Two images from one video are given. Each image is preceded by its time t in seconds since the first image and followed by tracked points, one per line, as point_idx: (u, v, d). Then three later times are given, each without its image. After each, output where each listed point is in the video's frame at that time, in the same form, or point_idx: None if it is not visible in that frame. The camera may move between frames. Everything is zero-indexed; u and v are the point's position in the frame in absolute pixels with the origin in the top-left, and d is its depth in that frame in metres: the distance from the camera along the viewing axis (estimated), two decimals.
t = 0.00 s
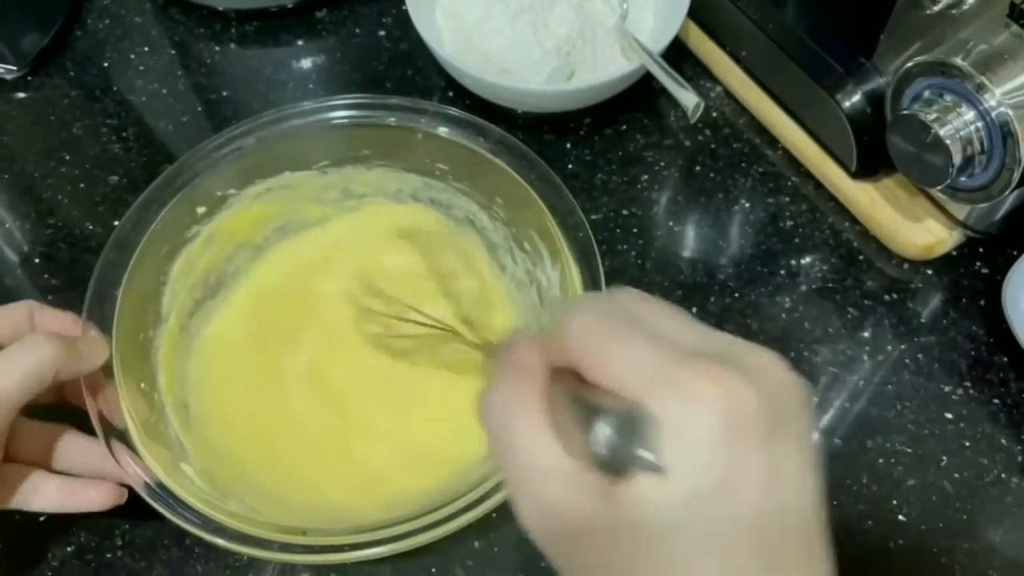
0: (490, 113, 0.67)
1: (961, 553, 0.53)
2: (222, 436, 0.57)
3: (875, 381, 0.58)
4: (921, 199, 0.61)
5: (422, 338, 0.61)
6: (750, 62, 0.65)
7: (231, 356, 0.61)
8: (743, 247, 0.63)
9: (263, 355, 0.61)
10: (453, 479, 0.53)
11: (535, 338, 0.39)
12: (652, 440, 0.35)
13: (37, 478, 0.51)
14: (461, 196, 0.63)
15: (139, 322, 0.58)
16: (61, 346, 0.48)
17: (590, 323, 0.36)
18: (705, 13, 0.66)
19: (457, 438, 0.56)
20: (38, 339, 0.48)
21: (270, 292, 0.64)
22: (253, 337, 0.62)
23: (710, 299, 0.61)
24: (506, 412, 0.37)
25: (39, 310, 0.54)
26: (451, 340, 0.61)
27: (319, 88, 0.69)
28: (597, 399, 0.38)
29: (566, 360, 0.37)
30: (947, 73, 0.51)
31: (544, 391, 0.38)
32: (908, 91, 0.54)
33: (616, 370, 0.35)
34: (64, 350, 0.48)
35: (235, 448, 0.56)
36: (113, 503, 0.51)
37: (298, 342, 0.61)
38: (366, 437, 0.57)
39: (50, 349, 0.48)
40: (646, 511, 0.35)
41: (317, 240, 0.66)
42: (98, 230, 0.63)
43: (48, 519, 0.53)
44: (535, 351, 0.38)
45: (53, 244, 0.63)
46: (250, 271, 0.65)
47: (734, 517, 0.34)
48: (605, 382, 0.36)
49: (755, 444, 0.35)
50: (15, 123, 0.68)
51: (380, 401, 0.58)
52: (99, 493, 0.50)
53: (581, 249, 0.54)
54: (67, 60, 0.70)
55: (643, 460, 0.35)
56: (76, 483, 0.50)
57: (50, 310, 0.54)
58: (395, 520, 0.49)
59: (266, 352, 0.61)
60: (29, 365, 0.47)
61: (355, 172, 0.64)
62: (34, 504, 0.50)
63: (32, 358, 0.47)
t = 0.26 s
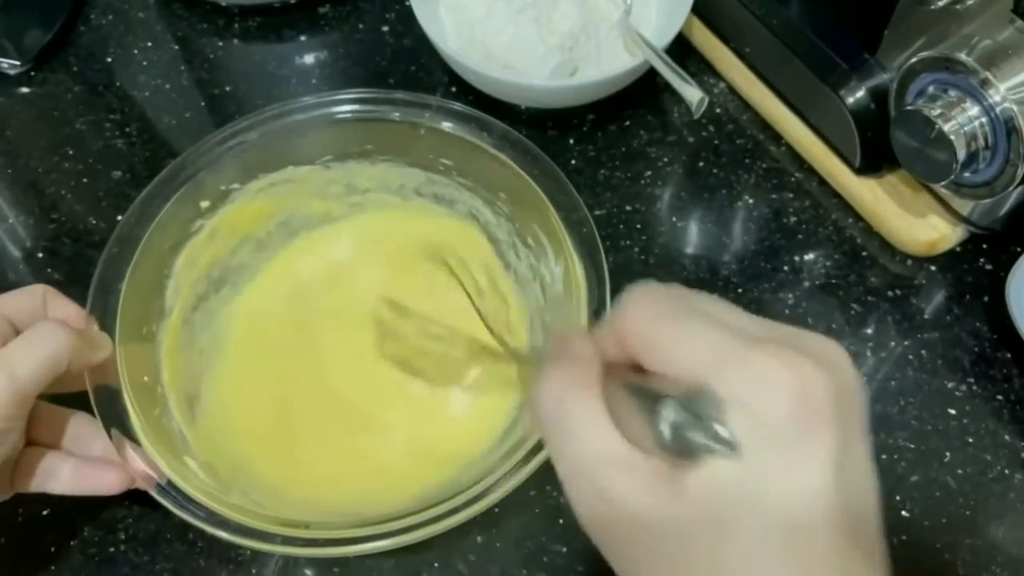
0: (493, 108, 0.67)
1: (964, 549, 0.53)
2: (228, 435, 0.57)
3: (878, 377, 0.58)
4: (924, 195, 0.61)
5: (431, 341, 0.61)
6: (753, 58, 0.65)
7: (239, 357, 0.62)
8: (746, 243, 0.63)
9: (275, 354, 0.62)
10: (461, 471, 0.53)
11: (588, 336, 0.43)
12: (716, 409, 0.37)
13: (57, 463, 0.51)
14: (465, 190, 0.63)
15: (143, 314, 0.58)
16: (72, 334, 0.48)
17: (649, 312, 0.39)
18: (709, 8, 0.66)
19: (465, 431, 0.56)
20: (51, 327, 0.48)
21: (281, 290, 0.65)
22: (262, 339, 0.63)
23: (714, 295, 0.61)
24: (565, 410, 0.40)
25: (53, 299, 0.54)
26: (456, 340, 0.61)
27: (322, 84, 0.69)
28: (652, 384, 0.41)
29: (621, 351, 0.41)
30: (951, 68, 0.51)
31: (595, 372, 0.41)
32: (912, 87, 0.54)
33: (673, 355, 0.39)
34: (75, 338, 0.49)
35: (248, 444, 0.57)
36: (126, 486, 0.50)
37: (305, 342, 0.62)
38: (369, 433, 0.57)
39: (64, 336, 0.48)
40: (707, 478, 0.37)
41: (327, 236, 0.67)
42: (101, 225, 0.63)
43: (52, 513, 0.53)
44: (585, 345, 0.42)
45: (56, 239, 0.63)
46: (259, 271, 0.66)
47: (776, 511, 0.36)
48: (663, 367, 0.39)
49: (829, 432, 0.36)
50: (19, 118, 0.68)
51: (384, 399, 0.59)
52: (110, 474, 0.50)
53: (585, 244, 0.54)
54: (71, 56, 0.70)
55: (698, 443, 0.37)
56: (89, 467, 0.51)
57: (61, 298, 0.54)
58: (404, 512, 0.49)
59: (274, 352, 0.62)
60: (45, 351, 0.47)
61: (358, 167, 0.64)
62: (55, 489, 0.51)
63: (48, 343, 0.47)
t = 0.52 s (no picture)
0: (497, 110, 0.67)
1: (969, 553, 0.53)
2: (226, 429, 0.57)
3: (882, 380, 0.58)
4: (929, 199, 0.61)
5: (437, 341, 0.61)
6: (757, 60, 0.65)
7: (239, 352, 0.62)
8: (750, 245, 0.63)
9: (279, 351, 0.61)
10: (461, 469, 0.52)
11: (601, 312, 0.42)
12: (734, 385, 0.36)
13: (61, 451, 0.53)
14: (472, 195, 0.63)
15: (146, 310, 0.58)
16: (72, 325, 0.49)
17: (667, 291, 0.38)
18: (713, 10, 0.66)
19: (467, 438, 0.56)
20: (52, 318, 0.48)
21: (285, 289, 0.65)
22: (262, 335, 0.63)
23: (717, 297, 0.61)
24: (572, 385, 0.39)
25: (56, 290, 0.53)
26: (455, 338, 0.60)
27: (325, 85, 0.69)
28: (663, 358, 0.41)
29: (638, 326, 0.40)
30: (957, 70, 0.51)
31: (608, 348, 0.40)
32: (918, 89, 0.54)
33: (691, 326, 0.37)
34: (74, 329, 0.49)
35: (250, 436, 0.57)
36: (127, 476, 0.52)
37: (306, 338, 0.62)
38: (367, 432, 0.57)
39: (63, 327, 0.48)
40: (714, 461, 0.36)
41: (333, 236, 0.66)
42: (104, 226, 0.63)
43: (54, 516, 0.53)
44: (605, 322, 0.41)
45: (58, 241, 0.63)
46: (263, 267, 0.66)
47: (795, 493, 0.35)
48: (677, 343, 0.38)
49: (845, 403, 0.35)
50: (21, 119, 0.68)
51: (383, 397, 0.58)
52: (114, 466, 0.51)
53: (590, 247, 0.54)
54: (73, 57, 0.70)
55: (711, 413, 0.37)
56: (90, 457, 0.52)
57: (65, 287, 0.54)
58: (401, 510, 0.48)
59: (273, 348, 0.62)
60: (44, 342, 0.47)
61: (366, 168, 0.63)
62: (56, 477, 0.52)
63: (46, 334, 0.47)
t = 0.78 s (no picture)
0: (497, 111, 0.67)
1: (972, 557, 0.53)
2: (228, 427, 0.57)
3: (884, 382, 0.58)
4: (931, 201, 0.60)
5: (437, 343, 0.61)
6: (759, 61, 0.64)
7: (245, 351, 0.62)
8: (751, 247, 0.62)
9: (284, 350, 0.62)
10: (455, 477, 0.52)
11: (609, 361, 0.41)
12: (761, 443, 0.36)
13: (57, 444, 0.53)
14: (480, 198, 0.62)
15: (148, 304, 0.58)
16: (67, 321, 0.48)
17: (685, 340, 0.38)
18: (714, 10, 0.65)
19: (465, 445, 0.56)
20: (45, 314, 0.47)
21: (291, 288, 0.65)
22: (268, 334, 0.63)
23: (719, 299, 0.60)
24: (594, 436, 0.38)
25: (59, 280, 0.53)
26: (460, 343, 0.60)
27: (324, 86, 0.69)
28: (682, 414, 0.40)
29: (650, 380, 0.40)
30: (960, 72, 0.51)
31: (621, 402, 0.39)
32: (920, 91, 0.53)
33: (718, 384, 0.37)
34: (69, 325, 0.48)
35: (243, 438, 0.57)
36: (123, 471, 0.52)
37: (310, 338, 0.62)
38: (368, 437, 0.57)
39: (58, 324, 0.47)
40: (770, 502, 0.35)
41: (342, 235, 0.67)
42: (102, 227, 0.63)
43: (53, 518, 0.53)
44: (616, 369, 0.40)
45: (57, 242, 0.63)
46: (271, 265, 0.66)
47: (797, 513, 0.35)
48: (695, 393, 0.38)
49: (869, 464, 0.35)
50: (20, 119, 0.68)
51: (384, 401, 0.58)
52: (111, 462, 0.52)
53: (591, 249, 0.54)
54: (72, 57, 0.70)
55: (732, 471, 0.36)
56: (88, 451, 0.52)
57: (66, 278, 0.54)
58: (393, 517, 0.48)
59: (279, 348, 0.62)
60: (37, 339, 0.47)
61: (374, 168, 0.63)
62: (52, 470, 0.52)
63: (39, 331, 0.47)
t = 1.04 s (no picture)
0: (497, 109, 0.66)
1: (974, 556, 0.53)
2: (224, 422, 0.57)
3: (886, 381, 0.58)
4: (932, 199, 0.60)
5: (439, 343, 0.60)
6: (760, 59, 0.64)
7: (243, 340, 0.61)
8: (752, 245, 0.62)
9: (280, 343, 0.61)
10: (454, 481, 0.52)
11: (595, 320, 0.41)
12: (740, 387, 0.35)
13: (48, 440, 0.53)
14: (484, 198, 0.62)
15: (151, 299, 0.58)
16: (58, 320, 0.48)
17: (667, 295, 0.37)
18: (715, 8, 0.65)
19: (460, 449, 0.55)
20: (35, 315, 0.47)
21: (288, 277, 0.64)
22: (266, 325, 0.62)
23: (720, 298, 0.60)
24: (579, 388, 0.39)
25: (56, 277, 0.54)
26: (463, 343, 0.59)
27: (324, 84, 0.69)
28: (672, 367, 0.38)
29: (636, 330, 0.39)
30: (961, 69, 0.50)
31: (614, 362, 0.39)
32: (921, 89, 0.53)
33: (696, 333, 0.37)
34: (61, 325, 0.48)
35: (240, 432, 0.57)
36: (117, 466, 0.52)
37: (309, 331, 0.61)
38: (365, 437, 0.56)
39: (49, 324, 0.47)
40: (718, 470, 0.35)
41: (342, 227, 0.66)
42: (102, 226, 0.63)
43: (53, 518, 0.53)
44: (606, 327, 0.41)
45: (56, 241, 0.63)
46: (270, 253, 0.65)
47: (809, 489, 0.34)
48: (684, 347, 0.37)
49: (855, 410, 0.35)
50: (20, 118, 0.68)
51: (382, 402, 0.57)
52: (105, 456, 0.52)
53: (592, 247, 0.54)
54: (72, 56, 0.70)
55: (713, 421, 0.35)
56: (83, 447, 0.52)
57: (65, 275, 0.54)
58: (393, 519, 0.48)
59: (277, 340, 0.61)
60: (29, 341, 0.47)
61: (379, 166, 0.63)
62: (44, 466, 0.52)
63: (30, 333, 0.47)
